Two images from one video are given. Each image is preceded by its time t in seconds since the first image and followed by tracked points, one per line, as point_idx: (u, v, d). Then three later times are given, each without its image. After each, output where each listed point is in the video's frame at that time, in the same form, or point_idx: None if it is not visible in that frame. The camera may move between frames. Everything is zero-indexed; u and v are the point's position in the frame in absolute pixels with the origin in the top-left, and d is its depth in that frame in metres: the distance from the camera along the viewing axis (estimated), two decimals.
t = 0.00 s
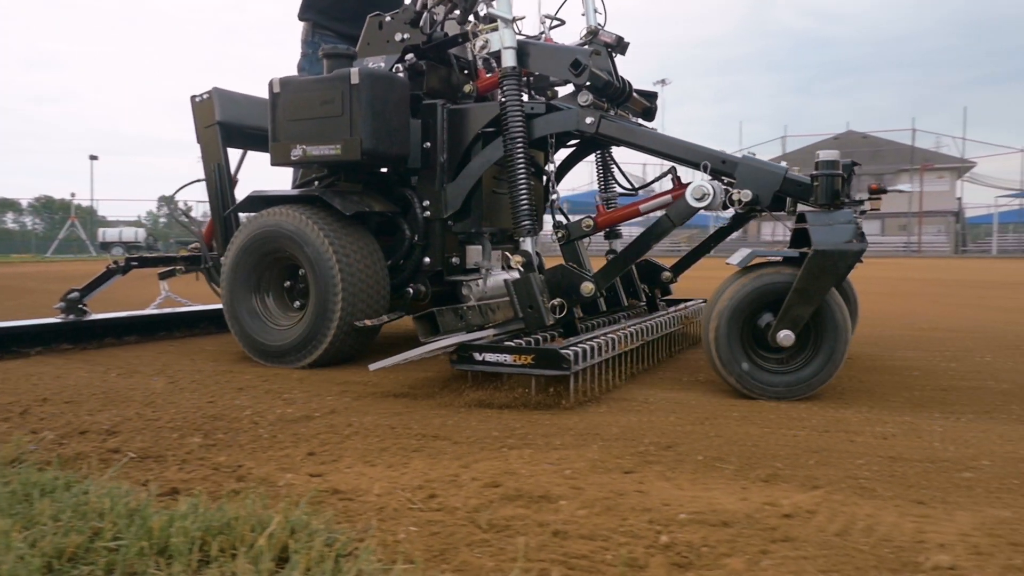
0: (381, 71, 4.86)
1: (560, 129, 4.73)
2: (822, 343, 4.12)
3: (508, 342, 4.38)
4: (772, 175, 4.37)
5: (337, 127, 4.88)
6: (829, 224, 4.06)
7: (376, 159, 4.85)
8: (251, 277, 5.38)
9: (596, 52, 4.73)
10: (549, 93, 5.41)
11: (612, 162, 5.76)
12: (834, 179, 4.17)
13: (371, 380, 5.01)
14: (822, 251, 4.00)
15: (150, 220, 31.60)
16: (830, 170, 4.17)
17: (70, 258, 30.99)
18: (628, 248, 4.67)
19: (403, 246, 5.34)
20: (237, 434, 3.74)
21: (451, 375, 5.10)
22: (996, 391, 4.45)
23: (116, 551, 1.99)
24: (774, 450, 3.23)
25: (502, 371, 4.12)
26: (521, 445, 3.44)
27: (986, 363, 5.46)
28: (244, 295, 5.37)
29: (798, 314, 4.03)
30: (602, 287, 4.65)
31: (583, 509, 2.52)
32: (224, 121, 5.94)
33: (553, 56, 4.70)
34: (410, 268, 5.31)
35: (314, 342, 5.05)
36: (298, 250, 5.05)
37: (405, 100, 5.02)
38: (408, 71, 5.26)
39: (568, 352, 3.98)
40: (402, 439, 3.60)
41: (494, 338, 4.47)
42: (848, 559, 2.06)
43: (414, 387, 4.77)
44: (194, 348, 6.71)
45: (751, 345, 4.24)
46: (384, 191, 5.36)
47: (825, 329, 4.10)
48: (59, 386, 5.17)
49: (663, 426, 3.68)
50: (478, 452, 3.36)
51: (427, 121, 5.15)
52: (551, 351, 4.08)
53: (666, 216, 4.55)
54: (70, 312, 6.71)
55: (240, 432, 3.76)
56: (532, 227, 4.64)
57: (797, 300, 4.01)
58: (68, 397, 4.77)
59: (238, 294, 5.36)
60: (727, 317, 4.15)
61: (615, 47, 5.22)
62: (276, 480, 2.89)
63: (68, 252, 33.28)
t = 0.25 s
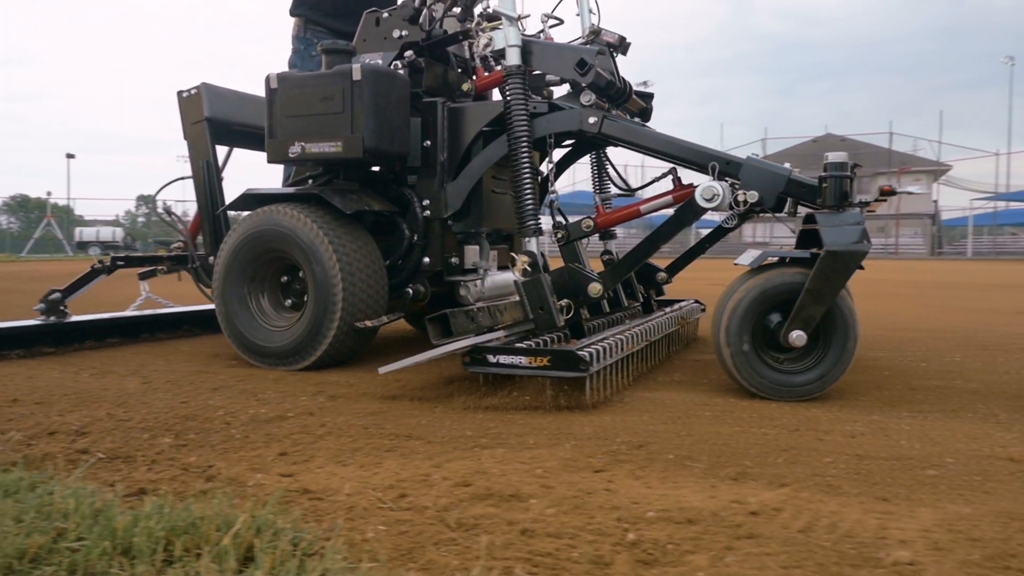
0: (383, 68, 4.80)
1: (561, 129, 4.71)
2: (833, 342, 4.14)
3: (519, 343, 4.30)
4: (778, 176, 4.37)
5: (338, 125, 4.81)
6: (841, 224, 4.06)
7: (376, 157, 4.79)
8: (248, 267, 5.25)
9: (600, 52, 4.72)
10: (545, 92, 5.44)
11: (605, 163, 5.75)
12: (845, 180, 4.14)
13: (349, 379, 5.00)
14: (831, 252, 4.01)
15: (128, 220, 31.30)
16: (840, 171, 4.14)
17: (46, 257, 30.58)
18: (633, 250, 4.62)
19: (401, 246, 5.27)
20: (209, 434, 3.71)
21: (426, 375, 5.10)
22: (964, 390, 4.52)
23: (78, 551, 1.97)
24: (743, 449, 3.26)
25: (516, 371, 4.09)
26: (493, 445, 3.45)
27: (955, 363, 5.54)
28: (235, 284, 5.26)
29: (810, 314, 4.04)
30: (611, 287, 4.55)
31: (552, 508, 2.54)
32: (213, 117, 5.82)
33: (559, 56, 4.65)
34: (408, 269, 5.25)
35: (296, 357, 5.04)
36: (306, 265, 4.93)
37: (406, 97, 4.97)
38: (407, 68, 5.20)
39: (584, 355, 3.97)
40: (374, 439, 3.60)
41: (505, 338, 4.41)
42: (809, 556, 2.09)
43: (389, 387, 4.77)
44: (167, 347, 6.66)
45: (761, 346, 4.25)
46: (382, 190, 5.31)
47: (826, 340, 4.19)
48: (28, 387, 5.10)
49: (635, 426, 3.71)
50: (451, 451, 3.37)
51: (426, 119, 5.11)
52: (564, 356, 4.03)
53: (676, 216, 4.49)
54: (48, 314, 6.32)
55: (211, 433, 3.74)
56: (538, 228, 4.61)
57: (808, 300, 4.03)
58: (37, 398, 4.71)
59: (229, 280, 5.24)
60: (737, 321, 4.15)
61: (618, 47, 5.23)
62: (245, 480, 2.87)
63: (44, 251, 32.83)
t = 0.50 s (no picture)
0: (385, 65, 4.75)
1: (563, 129, 4.72)
2: (841, 343, 4.18)
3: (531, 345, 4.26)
4: (783, 178, 4.41)
5: (340, 122, 4.75)
6: (850, 226, 4.09)
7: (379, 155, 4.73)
8: (249, 261, 5.14)
9: (605, 53, 4.74)
10: (542, 92, 5.45)
11: (599, 165, 5.74)
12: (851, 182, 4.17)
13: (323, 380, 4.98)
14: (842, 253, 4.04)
15: (105, 219, 30.94)
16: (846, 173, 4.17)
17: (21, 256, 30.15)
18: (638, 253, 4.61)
19: (400, 247, 5.22)
20: (181, 435, 3.69)
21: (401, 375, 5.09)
22: (933, 390, 4.58)
23: (39, 551, 1.95)
24: (713, 448, 3.29)
25: (534, 370, 4.06)
26: (466, 445, 3.46)
27: (926, 363, 5.61)
28: (233, 273, 5.16)
29: (821, 315, 4.06)
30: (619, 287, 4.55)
31: (521, 507, 2.55)
32: (202, 113, 5.74)
33: (564, 55, 4.63)
34: (408, 270, 5.21)
35: (284, 362, 5.00)
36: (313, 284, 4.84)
37: (406, 95, 4.92)
38: (406, 66, 5.14)
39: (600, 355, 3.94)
40: (346, 439, 3.59)
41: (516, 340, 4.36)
42: (773, 553, 2.12)
43: (363, 387, 4.76)
44: (139, 347, 6.60)
45: (770, 347, 4.26)
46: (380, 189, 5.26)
47: (825, 352, 4.25)
48: None
49: (608, 426, 3.73)
50: (423, 451, 3.37)
51: (426, 117, 5.06)
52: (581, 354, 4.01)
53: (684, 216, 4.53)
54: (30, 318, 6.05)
55: (183, 434, 3.71)
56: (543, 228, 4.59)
57: (819, 301, 4.05)
58: (5, 399, 4.66)
59: (228, 268, 5.13)
60: (747, 321, 4.15)
61: (620, 48, 5.22)
62: (215, 481, 2.86)
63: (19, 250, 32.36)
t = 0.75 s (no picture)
0: (388, 63, 4.65)
1: (564, 131, 4.74)
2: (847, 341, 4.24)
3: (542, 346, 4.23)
4: (784, 180, 4.51)
5: (341, 122, 4.64)
6: (857, 227, 4.16)
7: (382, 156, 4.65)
8: (246, 261, 5.02)
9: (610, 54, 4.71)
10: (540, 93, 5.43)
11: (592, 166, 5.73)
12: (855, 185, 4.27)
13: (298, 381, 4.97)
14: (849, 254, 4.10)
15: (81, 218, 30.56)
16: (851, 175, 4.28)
17: None
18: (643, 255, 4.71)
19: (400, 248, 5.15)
20: (151, 436, 3.66)
21: (375, 376, 5.09)
22: (901, 390, 4.65)
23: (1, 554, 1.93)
24: (683, 447, 3.32)
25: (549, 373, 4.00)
26: (438, 445, 3.46)
27: (896, 363, 5.69)
28: (230, 272, 5.04)
29: (830, 314, 4.11)
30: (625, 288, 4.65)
31: (489, 507, 2.56)
32: (190, 111, 5.59)
33: (568, 56, 4.62)
34: (407, 272, 5.15)
35: (283, 364, 4.91)
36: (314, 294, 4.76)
37: (408, 94, 4.81)
38: (406, 65, 5.03)
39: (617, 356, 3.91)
40: (319, 440, 3.58)
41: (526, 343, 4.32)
42: (736, 550, 2.15)
43: (336, 387, 4.76)
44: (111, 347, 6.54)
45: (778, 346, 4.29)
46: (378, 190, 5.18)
47: (830, 352, 4.30)
48: None
49: (581, 426, 3.75)
50: (394, 452, 3.37)
51: (427, 117, 4.98)
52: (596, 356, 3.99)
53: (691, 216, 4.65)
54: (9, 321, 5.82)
55: (153, 435, 3.68)
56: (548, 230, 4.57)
57: (828, 301, 4.09)
58: None
59: (225, 269, 5.01)
60: (757, 321, 4.17)
61: (620, 49, 5.20)
62: (184, 482, 2.84)
63: None
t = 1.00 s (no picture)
0: (391, 63, 4.63)
1: (565, 133, 4.76)
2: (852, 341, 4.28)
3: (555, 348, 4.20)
4: (784, 182, 4.58)
5: (345, 122, 4.61)
6: (861, 228, 4.18)
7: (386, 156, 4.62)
8: (244, 264, 4.96)
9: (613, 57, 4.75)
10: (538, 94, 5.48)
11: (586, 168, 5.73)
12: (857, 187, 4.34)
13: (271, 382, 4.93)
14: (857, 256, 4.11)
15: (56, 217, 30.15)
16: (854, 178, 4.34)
17: None
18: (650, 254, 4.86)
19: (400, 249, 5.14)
20: (119, 439, 3.62)
21: (349, 377, 5.07)
22: (872, 390, 4.70)
23: None
24: (654, 448, 3.34)
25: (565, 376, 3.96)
26: (409, 447, 3.46)
27: (870, 363, 5.75)
28: (227, 274, 4.97)
29: (837, 314, 4.14)
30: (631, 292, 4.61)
31: (458, 507, 2.56)
32: (180, 109, 5.44)
33: (571, 58, 4.65)
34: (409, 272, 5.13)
35: (282, 369, 4.83)
36: (316, 298, 4.73)
37: (410, 94, 4.78)
38: (406, 64, 5.05)
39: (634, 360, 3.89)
40: (290, 442, 3.56)
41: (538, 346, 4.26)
42: (701, 549, 2.17)
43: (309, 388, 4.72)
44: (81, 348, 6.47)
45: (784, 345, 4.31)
46: (378, 191, 5.18)
47: (835, 352, 4.34)
48: None
49: (554, 427, 3.75)
50: (366, 454, 3.36)
51: (428, 117, 4.94)
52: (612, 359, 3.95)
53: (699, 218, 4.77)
54: None
55: (122, 437, 3.64)
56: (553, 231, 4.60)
57: (835, 301, 4.12)
58: None
59: (225, 268, 4.93)
60: (764, 323, 4.18)
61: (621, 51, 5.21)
62: (151, 485, 2.82)
63: None
